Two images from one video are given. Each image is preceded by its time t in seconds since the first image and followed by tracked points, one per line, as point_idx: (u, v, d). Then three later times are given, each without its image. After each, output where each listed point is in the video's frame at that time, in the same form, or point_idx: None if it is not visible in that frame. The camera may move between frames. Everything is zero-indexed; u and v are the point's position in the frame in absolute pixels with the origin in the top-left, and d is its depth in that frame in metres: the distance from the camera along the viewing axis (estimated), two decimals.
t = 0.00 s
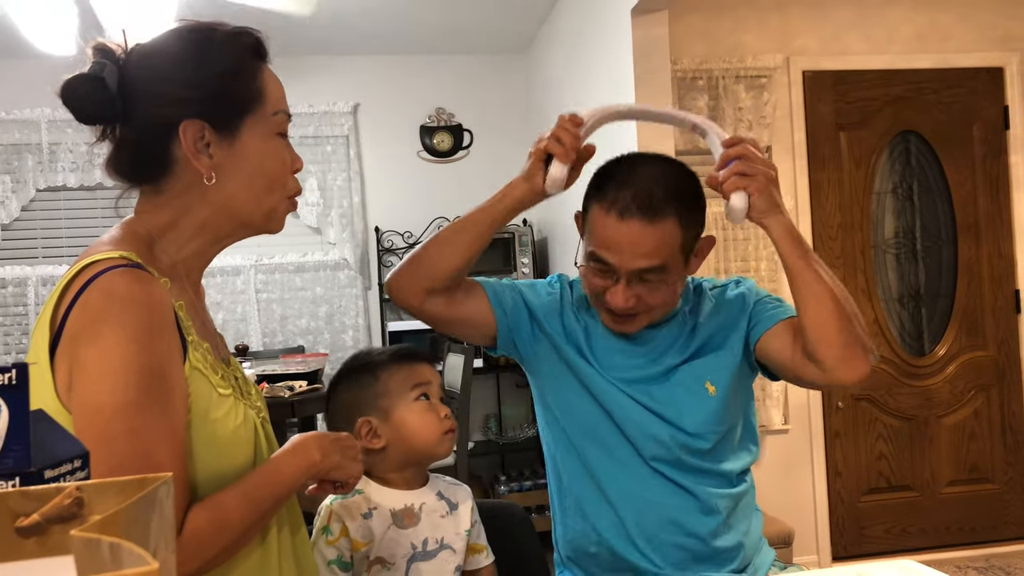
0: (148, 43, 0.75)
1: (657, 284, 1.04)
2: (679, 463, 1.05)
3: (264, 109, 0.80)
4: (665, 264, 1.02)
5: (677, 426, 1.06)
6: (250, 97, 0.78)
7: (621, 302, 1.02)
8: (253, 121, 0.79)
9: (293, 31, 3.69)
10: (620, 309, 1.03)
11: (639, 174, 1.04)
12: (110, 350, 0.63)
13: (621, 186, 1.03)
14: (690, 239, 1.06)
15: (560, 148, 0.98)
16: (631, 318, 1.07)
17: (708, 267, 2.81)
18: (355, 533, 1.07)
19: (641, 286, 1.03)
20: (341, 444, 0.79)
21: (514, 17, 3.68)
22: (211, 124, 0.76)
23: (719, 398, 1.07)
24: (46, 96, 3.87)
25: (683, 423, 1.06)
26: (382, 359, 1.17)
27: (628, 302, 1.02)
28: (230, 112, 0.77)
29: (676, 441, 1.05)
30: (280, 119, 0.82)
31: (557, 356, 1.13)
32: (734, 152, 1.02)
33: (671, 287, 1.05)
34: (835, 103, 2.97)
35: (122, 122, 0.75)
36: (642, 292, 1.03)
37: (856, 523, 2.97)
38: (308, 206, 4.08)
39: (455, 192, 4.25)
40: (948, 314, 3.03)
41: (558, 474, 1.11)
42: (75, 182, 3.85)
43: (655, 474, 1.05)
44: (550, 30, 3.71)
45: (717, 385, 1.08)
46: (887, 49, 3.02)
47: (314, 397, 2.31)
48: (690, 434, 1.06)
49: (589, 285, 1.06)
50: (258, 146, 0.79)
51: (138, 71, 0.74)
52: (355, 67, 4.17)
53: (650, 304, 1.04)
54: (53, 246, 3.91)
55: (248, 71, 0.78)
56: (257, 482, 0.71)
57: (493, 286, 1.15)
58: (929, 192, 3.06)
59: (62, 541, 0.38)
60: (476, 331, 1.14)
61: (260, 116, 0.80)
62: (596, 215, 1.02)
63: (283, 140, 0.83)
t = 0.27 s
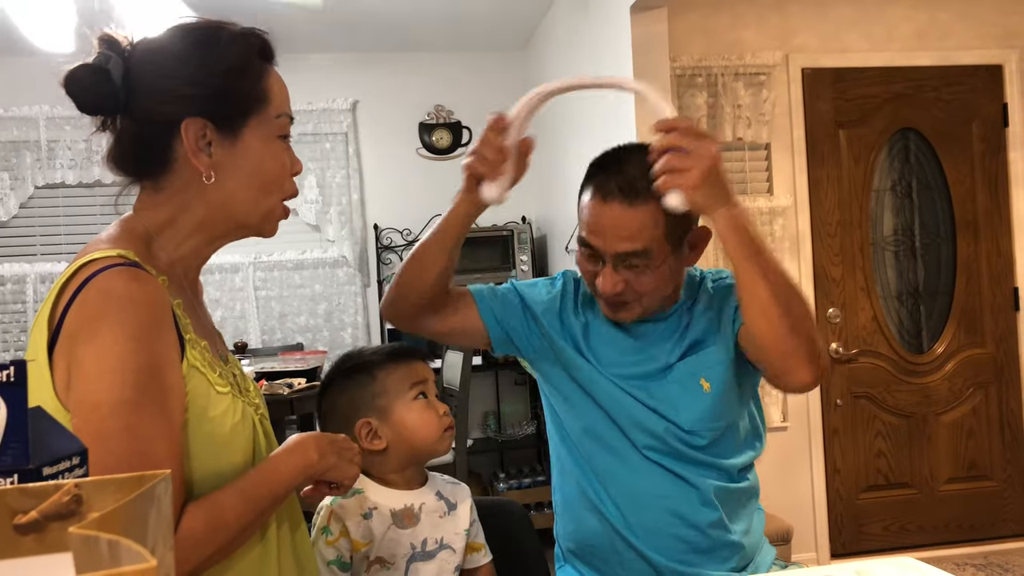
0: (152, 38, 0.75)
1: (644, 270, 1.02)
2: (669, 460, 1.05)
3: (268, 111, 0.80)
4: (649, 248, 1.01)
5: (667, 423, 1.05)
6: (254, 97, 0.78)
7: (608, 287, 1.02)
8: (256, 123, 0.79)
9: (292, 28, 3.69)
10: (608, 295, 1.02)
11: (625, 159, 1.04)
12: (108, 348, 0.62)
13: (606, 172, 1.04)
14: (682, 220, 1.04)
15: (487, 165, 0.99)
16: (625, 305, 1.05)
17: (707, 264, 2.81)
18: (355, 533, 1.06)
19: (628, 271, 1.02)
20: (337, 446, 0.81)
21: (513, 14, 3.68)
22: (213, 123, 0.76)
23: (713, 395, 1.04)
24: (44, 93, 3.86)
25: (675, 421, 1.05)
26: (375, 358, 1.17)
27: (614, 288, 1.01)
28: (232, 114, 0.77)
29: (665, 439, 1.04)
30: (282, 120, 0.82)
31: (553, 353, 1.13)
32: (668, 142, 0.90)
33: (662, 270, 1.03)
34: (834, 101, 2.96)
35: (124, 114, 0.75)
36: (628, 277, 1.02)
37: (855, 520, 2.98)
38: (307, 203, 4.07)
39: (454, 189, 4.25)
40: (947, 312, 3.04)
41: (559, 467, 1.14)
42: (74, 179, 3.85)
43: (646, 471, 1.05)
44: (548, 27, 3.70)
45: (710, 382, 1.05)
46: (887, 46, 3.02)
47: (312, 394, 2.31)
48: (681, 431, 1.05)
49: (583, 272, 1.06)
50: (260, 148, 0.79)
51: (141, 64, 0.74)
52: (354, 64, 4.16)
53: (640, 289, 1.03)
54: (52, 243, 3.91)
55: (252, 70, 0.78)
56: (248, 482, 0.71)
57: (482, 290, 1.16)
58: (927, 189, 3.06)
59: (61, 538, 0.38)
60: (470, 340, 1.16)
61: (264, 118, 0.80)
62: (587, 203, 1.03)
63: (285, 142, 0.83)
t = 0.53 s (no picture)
0: (188, 30, 0.76)
1: (642, 242, 1.17)
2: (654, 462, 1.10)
3: (282, 132, 0.80)
4: (647, 220, 1.16)
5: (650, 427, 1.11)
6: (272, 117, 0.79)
7: (608, 257, 1.17)
8: (265, 141, 0.79)
9: (291, 26, 3.68)
10: (606, 265, 1.18)
11: (639, 141, 1.21)
12: (102, 348, 0.63)
13: (623, 151, 1.21)
14: (685, 207, 1.20)
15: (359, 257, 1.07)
16: (622, 281, 1.20)
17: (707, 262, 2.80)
18: (360, 531, 1.07)
19: (626, 247, 1.17)
20: (336, 456, 0.81)
21: (513, 12, 3.67)
22: (223, 128, 0.76)
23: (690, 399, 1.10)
24: (44, 91, 3.86)
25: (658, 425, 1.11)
26: (366, 358, 1.15)
27: (611, 259, 1.17)
28: (244, 127, 0.77)
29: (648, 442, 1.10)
30: (292, 146, 0.82)
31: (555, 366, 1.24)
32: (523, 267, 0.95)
33: (658, 250, 1.17)
34: (833, 99, 2.96)
35: (139, 95, 0.77)
36: (627, 252, 1.17)
37: (854, 518, 2.98)
38: (307, 202, 4.08)
39: (453, 187, 4.24)
40: (946, 310, 3.04)
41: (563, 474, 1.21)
42: (73, 177, 3.85)
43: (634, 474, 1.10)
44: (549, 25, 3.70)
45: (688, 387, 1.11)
46: (887, 44, 3.01)
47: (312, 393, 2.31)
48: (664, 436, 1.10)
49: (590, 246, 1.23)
50: (262, 167, 0.79)
51: (169, 53, 0.75)
52: (354, 62, 4.16)
53: (637, 263, 1.17)
54: (52, 241, 3.91)
55: (273, 89, 0.79)
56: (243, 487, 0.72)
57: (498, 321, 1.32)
58: (927, 187, 3.06)
59: (62, 536, 0.38)
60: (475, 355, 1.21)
61: (276, 138, 0.80)
62: (601, 177, 1.19)
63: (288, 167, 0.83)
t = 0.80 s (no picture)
0: (232, 40, 0.77)
1: (617, 248, 1.21)
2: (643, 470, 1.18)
3: (299, 156, 0.82)
4: (621, 226, 1.20)
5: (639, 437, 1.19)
6: (292, 141, 0.80)
7: (583, 262, 1.23)
8: (280, 160, 0.80)
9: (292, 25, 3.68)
10: (582, 270, 1.23)
11: (615, 147, 1.25)
12: (96, 345, 0.62)
13: (597, 156, 1.25)
14: (659, 213, 1.24)
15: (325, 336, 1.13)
16: (599, 287, 1.25)
17: (709, 261, 2.80)
18: (362, 529, 1.07)
19: (601, 252, 1.22)
20: (334, 473, 0.80)
21: (514, 11, 3.67)
22: (243, 141, 0.76)
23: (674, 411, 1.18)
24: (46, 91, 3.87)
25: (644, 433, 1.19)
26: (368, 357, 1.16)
27: (586, 264, 1.22)
28: (263, 144, 0.77)
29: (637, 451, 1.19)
30: (305, 170, 0.83)
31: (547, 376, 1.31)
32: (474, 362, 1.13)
33: (632, 256, 1.22)
34: (835, 97, 2.96)
35: (167, 88, 0.76)
36: (601, 257, 1.22)
37: (856, 517, 2.98)
38: (308, 201, 4.08)
39: (455, 186, 4.25)
40: (948, 309, 3.03)
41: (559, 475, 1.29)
42: (75, 176, 3.85)
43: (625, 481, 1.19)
44: (550, 24, 3.70)
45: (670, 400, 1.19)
46: (888, 44, 3.01)
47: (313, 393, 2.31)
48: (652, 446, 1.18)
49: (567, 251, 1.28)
50: (272, 184, 0.80)
51: (208, 59, 0.76)
52: (355, 61, 4.16)
53: (612, 269, 1.22)
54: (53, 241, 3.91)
55: (298, 118, 0.80)
56: (237, 496, 0.72)
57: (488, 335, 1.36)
58: (928, 186, 3.06)
59: (65, 535, 0.38)
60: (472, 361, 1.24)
61: (291, 160, 0.81)
62: (578, 183, 1.24)
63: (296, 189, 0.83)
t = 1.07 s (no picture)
0: (242, 43, 0.78)
1: (601, 254, 1.22)
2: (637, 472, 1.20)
3: (302, 160, 0.81)
4: (604, 233, 1.21)
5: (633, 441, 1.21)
6: (298, 144, 0.80)
7: (569, 270, 1.23)
8: (284, 163, 0.79)
9: (295, 25, 3.68)
10: (568, 277, 1.23)
11: (596, 154, 1.26)
12: (103, 345, 0.63)
13: (578, 163, 1.26)
14: (642, 218, 1.24)
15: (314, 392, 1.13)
16: (586, 293, 1.25)
17: (712, 260, 2.80)
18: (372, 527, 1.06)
19: (586, 259, 1.23)
20: (344, 478, 0.80)
21: (516, 10, 3.66)
22: (247, 144, 0.76)
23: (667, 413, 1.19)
24: (50, 91, 3.88)
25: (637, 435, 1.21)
26: (379, 355, 1.16)
27: (572, 271, 1.22)
28: (266, 147, 0.77)
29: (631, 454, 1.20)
30: (308, 175, 0.83)
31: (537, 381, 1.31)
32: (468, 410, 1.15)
33: (617, 262, 1.22)
34: (838, 96, 2.95)
35: (176, 88, 0.77)
36: (587, 264, 1.23)
37: (860, 516, 2.97)
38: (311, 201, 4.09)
39: (457, 186, 4.25)
40: (952, 308, 3.03)
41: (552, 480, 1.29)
42: (79, 176, 3.86)
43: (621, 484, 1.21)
44: (553, 23, 3.69)
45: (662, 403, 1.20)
46: (892, 42, 3.00)
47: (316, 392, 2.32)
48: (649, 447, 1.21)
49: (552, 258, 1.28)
50: (276, 188, 0.80)
51: (217, 61, 0.76)
52: (358, 60, 4.16)
53: (598, 275, 1.22)
54: (58, 241, 3.92)
55: (305, 122, 0.80)
56: (244, 502, 0.71)
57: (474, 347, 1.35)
58: (932, 185, 3.05)
59: (71, 533, 0.38)
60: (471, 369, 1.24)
61: (295, 164, 0.81)
62: (560, 191, 1.24)
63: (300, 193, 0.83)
